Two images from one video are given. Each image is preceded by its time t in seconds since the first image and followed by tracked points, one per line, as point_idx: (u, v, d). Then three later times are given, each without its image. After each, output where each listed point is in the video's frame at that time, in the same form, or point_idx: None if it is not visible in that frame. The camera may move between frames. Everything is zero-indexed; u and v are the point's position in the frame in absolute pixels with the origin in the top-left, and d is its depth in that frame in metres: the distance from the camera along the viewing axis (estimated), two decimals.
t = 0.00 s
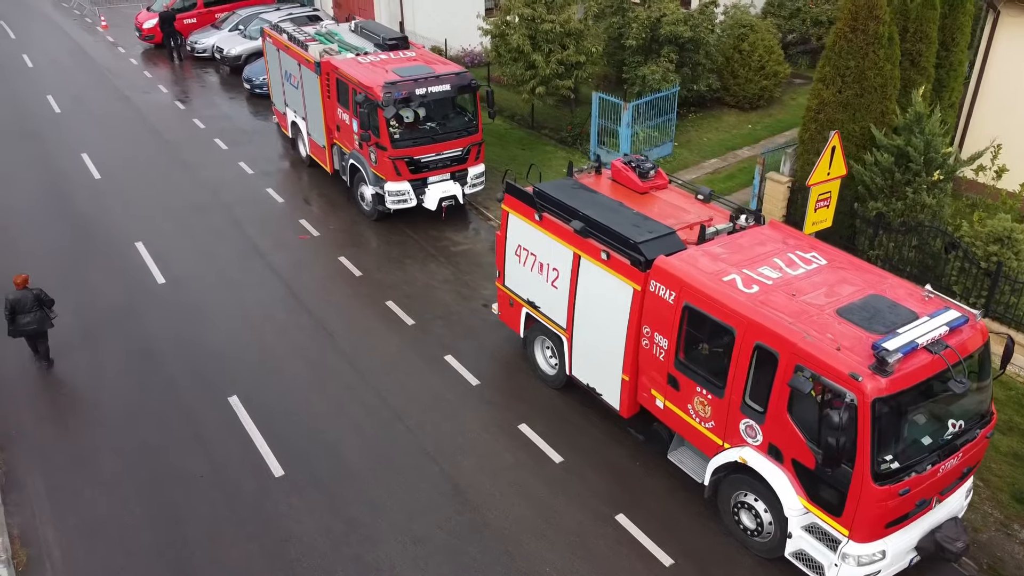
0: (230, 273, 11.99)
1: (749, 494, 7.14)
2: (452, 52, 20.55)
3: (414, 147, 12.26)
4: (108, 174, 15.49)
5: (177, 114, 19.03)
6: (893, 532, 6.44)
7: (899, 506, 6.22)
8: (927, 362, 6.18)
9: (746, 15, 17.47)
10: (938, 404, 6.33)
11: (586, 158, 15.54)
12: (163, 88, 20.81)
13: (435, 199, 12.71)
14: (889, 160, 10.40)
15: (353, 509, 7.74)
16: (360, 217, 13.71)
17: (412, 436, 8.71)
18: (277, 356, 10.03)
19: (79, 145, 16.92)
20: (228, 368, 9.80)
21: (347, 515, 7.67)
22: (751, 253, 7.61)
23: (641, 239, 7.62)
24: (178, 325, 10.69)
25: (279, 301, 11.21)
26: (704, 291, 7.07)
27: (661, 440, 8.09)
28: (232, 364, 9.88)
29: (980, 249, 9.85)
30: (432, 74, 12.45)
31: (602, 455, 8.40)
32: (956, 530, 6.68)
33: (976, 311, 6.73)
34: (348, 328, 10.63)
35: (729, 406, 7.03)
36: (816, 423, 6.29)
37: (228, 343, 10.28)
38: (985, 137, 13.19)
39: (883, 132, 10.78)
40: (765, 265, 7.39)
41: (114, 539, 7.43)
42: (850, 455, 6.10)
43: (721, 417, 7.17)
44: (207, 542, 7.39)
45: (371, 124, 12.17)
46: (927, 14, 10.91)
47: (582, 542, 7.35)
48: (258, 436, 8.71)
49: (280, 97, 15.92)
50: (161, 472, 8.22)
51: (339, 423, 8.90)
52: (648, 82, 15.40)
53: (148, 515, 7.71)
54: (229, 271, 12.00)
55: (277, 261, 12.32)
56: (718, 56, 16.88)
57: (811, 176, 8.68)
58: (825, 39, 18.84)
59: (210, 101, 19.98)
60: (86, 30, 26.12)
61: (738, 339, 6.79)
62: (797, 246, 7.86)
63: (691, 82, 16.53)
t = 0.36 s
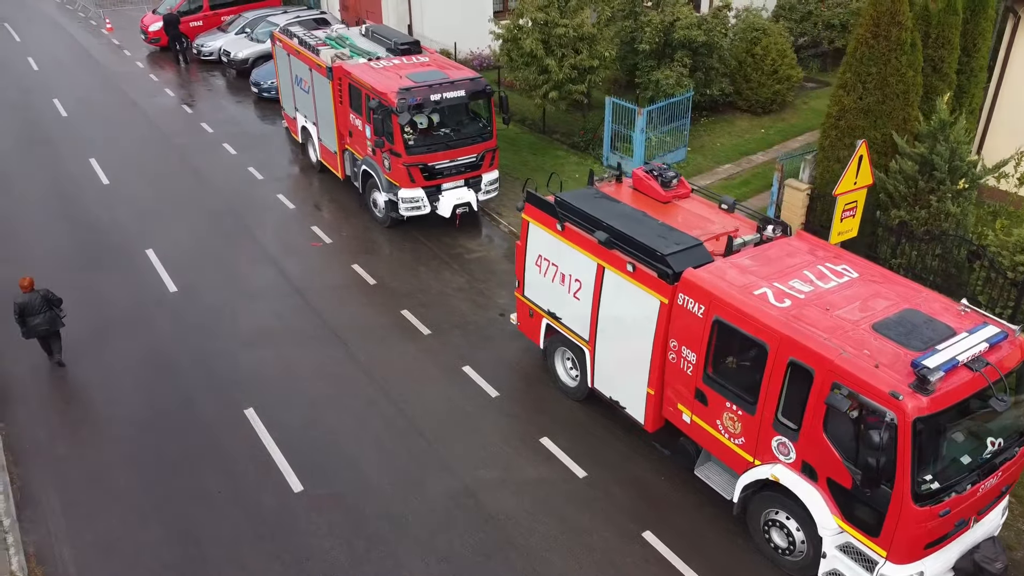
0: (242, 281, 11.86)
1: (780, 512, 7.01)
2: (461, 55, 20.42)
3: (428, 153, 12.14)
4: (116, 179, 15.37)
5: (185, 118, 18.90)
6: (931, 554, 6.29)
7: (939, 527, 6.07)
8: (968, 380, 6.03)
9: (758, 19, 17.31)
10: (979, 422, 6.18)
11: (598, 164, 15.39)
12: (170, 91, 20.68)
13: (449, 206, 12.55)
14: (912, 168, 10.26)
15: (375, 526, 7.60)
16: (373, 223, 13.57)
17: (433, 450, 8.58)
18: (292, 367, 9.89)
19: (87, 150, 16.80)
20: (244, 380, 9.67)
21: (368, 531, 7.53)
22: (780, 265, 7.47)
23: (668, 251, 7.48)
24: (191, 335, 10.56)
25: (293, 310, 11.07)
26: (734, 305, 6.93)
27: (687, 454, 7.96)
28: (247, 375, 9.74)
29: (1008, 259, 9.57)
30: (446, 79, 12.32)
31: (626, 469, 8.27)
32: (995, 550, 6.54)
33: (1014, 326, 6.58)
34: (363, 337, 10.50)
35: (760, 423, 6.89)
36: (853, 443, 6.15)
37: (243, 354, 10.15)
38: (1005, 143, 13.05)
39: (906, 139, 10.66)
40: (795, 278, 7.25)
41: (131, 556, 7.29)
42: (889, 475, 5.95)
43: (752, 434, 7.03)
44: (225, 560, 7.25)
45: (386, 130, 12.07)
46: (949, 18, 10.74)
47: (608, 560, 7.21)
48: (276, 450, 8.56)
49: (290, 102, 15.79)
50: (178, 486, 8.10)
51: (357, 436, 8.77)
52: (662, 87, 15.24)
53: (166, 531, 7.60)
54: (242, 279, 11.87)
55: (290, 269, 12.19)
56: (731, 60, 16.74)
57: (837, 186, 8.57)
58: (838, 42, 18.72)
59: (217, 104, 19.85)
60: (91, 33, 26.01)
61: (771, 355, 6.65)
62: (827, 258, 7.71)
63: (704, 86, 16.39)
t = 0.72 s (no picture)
0: (252, 288, 11.72)
1: (809, 530, 6.89)
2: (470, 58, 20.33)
3: (442, 160, 12.02)
4: (124, 184, 15.24)
5: (192, 121, 18.78)
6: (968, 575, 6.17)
7: (977, 548, 5.95)
8: (1006, 398, 5.90)
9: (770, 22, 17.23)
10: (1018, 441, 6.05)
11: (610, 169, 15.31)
12: (176, 94, 20.56)
13: (462, 213, 12.46)
14: (933, 176, 10.13)
15: (395, 539, 7.46)
16: (354, 231, 13.42)
17: (431, 465, 8.40)
18: (278, 377, 9.74)
19: (95, 154, 16.68)
20: (229, 394, 9.48)
21: (389, 545, 7.39)
22: (808, 278, 7.34)
23: (694, 263, 7.36)
24: (173, 349, 10.32)
25: (279, 319, 10.90)
26: (764, 319, 6.81)
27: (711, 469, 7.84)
28: (232, 386, 9.56)
29: None
30: (459, 85, 12.19)
31: (649, 483, 8.14)
32: None
33: None
34: (355, 347, 10.35)
35: (790, 439, 6.77)
36: (889, 462, 6.02)
37: (228, 366, 9.96)
38: None
39: (927, 146, 10.52)
40: (824, 291, 7.13)
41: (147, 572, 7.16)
42: (927, 496, 5.83)
43: (781, 451, 6.91)
44: None
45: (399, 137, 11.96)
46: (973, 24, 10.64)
47: None
48: (292, 463, 8.42)
49: (300, 107, 15.68)
50: (195, 498, 7.96)
51: (375, 448, 8.63)
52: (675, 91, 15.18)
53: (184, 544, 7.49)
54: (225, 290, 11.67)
55: (278, 277, 12.02)
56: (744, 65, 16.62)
57: (863, 196, 8.43)
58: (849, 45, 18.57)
59: (224, 108, 19.73)
60: (96, 36, 25.91)
61: (803, 371, 6.52)
62: (855, 270, 7.58)
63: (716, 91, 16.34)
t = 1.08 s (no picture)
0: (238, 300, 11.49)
1: (841, 548, 6.73)
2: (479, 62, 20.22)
3: (455, 165, 11.89)
4: (131, 188, 15.11)
5: (199, 124, 18.65)
6: None
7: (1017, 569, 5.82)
8: None
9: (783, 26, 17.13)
10: None
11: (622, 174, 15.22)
12: (183, 97, 20.41)
13: (475, 220, 12.34)
14: (956, 183, 10.19)
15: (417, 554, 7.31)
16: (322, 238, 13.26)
17: (412, 471, 8.30)
18: (251, 392, 9.51)
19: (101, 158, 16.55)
20: (207, 410, 9.23)
21: (410, 559, 7.26)
22: (838, 289, 7.20)
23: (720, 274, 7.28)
24: (143, 369, 9.99)
25: (252, 333, 10.70)
26: (794, 332, 6.66)
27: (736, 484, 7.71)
28: (204, 404, 9.26)
29: None
30: (472, 90, 12.09)
31: (671, 497, 8.00)
32: None
33: None
34: (337, 355, 10.20)
35: (821, 455, 6.63)
36: (926, 479, 5.89)
37: (202, 382, 9.68)
38: None
39: (948, 153, 10.57)
40: (855, 303, 6.99)
41: None
42: (967, 516, 5.69)
43: (812, 466, 6.76)
44: None
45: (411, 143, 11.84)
46: (997, 32, 10.43)
47: None
48: (303, 469, 8.32)
49: (309, 111, 15.56)
50: (209, 512, 7.79)
51: (390, 459, 8.49)
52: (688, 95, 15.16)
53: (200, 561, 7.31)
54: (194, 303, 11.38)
55: (254, 288, 11.83)
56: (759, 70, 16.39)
57: (889, 205, 8.29)
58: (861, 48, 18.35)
59: (231, 111, 19.60)
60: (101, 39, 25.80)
61: (835, 385, 6.38)
62: (885, 281, 7.43)
63: (729, 94, 16.23)
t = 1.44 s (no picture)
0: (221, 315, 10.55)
1: (873, 567, 6.57)
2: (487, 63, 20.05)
3: (468, 171, 11.77)
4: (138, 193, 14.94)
5: (204, 127, 18.47)
6: None
7: None
8: None
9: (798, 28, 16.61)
10: None
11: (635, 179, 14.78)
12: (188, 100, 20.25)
13: (489, 226, 12.21)
14: (981, 188, 9.85)
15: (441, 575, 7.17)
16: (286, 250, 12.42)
17: (391, 476, 7.77)
18: (225, 405, 8.57)
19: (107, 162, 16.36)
20: (183, 430, 8.30)
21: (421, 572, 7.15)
22: (869, 304, 7.10)
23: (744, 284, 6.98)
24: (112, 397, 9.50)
25: (224, 348, 9.44)
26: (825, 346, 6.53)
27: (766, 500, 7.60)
28: (176, 425, 8.34)
29: None
30: (486, 94, 11.96)
31: (696, 513, 7.85)
32: None
33: None
34: (314, 362, 9.19)
35: (854, 473, 6.47)
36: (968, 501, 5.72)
37: (176, 404, 8.65)
38: None
39: (973, 159, 10.39)
40: (887, 317, 6.86)
41: None
42: (1012, 539, 5.53)
43: (844, 484, 6.60)
44: None
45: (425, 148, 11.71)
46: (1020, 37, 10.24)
47: None
48: (311, 471, 7.80)
49: (320, 115, 15.42)
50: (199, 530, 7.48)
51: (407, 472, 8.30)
52: (702, 99, 15.25)
53: None
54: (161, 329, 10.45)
55: (223, 303, 10.97)
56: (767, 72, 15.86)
57: (916, 214, 8.14)
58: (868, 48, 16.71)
59: (237, 114, 19.43)
60: (103, 41, 25.60)
61: (870, 402, 6.22)
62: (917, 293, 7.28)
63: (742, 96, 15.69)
